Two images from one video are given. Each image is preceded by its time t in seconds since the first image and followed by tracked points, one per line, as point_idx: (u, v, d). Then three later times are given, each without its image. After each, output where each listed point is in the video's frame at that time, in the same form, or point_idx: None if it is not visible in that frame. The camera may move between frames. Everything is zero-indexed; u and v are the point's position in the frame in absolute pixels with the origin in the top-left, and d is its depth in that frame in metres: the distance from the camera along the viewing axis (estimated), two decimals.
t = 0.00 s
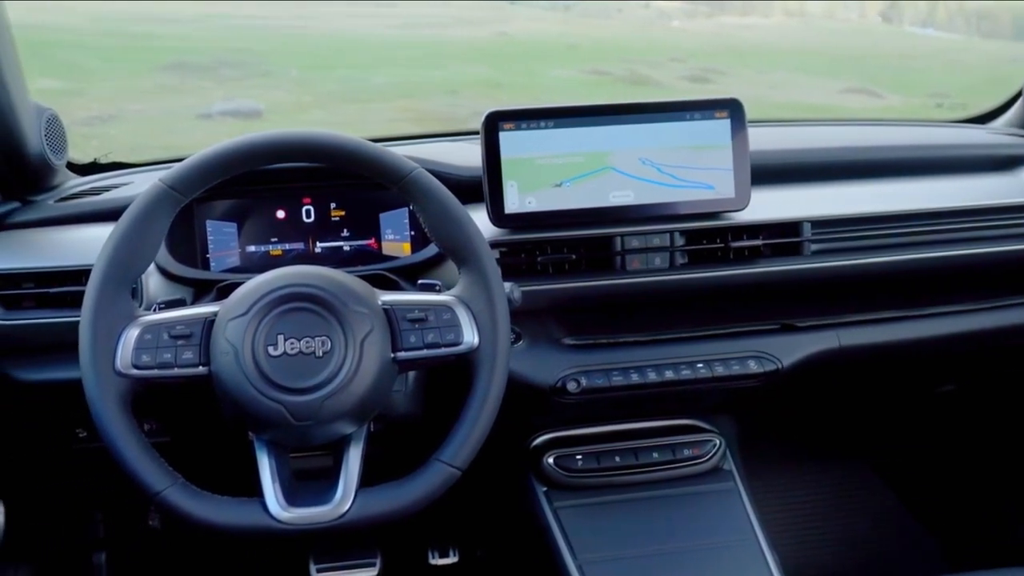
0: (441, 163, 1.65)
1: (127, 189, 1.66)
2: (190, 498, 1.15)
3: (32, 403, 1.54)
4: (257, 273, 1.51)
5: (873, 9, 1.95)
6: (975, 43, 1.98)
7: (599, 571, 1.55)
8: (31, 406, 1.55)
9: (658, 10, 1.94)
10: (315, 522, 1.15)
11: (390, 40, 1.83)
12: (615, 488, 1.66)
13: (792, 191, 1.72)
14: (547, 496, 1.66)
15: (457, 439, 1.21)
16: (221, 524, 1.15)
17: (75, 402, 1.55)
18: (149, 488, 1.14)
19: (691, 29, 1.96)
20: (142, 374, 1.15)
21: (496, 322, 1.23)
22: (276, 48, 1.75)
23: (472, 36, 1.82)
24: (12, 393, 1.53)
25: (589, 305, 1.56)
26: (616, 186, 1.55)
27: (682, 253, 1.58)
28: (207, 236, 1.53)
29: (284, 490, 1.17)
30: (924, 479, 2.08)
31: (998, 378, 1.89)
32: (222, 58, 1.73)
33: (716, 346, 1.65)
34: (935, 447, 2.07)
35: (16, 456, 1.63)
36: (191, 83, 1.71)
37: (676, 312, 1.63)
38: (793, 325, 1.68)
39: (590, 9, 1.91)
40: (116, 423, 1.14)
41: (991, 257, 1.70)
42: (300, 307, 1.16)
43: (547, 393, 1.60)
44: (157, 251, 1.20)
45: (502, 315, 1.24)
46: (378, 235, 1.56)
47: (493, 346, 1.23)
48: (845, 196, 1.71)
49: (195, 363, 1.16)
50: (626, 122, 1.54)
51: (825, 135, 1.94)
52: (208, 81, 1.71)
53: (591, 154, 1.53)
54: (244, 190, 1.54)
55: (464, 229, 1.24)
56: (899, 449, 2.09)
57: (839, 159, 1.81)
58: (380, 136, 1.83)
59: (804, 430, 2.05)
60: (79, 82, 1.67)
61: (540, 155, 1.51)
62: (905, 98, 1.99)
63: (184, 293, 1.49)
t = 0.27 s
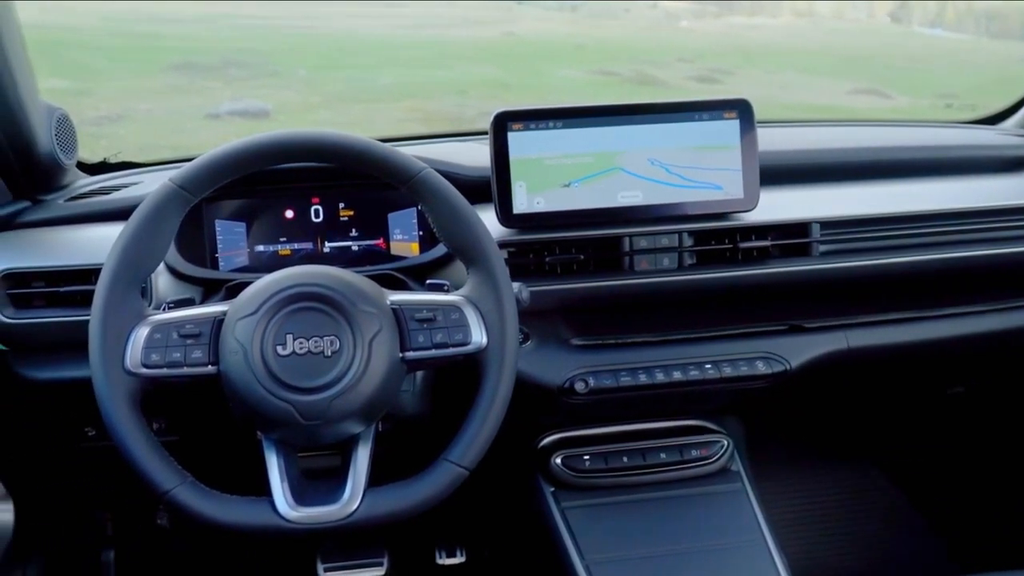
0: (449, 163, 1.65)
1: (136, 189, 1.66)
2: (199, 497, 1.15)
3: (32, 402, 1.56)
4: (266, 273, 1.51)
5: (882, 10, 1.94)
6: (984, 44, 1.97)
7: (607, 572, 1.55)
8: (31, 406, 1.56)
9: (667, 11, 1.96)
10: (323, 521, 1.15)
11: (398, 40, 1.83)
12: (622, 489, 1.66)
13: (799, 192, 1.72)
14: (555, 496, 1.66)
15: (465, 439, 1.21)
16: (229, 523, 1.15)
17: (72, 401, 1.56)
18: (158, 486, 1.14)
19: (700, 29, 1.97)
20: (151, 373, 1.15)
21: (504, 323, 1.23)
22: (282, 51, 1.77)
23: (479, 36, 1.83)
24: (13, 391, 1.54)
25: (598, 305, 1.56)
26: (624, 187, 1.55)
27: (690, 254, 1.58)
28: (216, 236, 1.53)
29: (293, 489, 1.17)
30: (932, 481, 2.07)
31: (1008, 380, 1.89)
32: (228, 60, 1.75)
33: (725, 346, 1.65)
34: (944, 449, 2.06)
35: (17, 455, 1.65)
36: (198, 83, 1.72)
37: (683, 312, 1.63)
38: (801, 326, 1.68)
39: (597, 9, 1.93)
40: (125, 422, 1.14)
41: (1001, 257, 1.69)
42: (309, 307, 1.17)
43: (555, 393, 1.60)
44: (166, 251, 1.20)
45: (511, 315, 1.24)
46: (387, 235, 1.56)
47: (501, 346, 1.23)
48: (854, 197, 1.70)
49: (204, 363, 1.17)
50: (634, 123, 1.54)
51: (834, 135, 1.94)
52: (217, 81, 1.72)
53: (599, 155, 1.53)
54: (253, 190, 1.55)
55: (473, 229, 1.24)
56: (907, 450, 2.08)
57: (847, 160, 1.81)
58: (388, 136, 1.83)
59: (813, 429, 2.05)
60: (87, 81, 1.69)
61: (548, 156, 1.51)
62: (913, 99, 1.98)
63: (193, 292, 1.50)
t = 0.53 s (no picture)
0: (456, 163, 1.65)
1: (144, 189, 1.67)
2: (206, 496, 1.15)
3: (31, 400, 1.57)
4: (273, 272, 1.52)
5: (890, 11, 1.93)
6: (993, 44, 1.97)
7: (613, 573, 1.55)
8: (31, 405, 1.58)
9: (674, 11, 1.96)
10: (330, 520, 1.15)
11: (405, 40, 1.83)
12: (629, 489, 1.66)
13: (807, 192, 1.71)
14: (561, 496, 1.66)
15: (471, 439, 1.21)
16: (236, 522, 1.15)
17: (73, 400, 1.56)
18: (165, 485, 1.14)
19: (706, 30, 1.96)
20: (159, 372, 1.16)
21: (511, 323, 1.23)
22: (290, 52, 1.78)
23: (486, 36, 1.83)
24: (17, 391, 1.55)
25: (605, 306, 1.56)
26: (631, 187, 1.55)
27: (697, 254, 1.58)
28: (224, 235, 1.53)
29: (300, 489, 1.17)
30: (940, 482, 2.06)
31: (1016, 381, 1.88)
32: (237, 59, 1.75)
33: (732, 347, 1.65)
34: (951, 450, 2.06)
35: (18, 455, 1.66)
36: (205, 84, 1.73)
37: (691, 313, 1.63)
38: (809, 327, 1.68)
39: (604, 10, 1.93)
40: (133, 421, 1.14)
41: (1008, 259, 1.69)
42: (316, 307, 1.17)
43: (562, 394, 1.60)
44: (174, 251, 1.20)
45: (518, 315, 1.24)
46: (394, 235, 1.56)
47: (508, 346, 1.23)
48: (862, 197, 1.69)
49: (211, 362, 1.17)
50: (641, 123, 1.54)
51: (841, 136, 1.93)
52: (224, 82, 1.72)
53: (606, 155, 1.53)
54: (260, 189, 1.55)
55: (480, 229, 1.24)
56: (915, 452, 2.08)
57: (854, 161, 1.81)
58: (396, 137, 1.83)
59: (820, 428, 2.05)
60: (95, 81, 1.70)
61: (556, 156, 1.51)
62: (920, 100, 1.99)
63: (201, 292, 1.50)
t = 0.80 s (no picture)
0: (464, 163, 1.66)
1: (153, 188, 1.67)
2: (215, 495, 1.15)
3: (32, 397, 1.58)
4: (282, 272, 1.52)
5: (900, 11, 1.95)
6: (1003, 45, 1.96)
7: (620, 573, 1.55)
8: (32, 405, 1.60)
9: (682, 12, 1.96)
10: (338, 520, 1.16)
11: (413, 41, 1.83)
12: (636, 490, 1.66)
13: (815, 192, 1.71)
14: (569, 497, 1.66)
15: (479, 439, 1.21)
16: (244, 521, 1.16)
17: (78, 399, 1.58)
18: (174, 484, 1.14)
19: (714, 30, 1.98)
20: (168, 371, 1.16)
21: (520, 323, 1.23)
22: (298, 51, 1.78)
23: (493, 36, 1.84)
24: (18, 392, 1.57)
25: (612, 306, 1.57)
26: (640, 187, 1.55)
27: (706, 255, 1.58)
28: (233, 234, 1.54)
29: (308, 488, 1.18)
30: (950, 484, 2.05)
31: None
32: (245, 59, 1.75)
33: (741, 347, 1.65)
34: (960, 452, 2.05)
35: (19, 458, 1.68)
36: (214, 84, 1.73)
37: (699, 314, 1.63)
38: (818, 328, 1.67)
39: (612, 10, 1.94)
40: (142, 419, 1.15)
41: (1017, 261, 1.68)
42: (325, 306, 1.17)
43: (569, 394, 1.61)
44: (184, 250, 1.21)
45: (526, 316, 1.24)
46: (403, 235, 1.56)
47: (517, 346, 1.23)
48: (871, 198, 1.69)
49: (220, 361, 1.17)
50: (649, 124, 1.54)
51: (849, 136, 1.93)
52: (232, 82, 1.72)
53: (615, 156, 1.53)
54: (269, 189, 1.56)
55: (488, 229, 1.24)
56: (924, 455, 2.07)
57: (863, 162, 1.80)
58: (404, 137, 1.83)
59: (829, 430, 2.04)
60: (104, 82, 1.71)
61: (564, 156, 1.51)
62: (929, 101, 1.96)
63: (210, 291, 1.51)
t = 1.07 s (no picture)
0: (472, 163, 1.66)
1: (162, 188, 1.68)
2: (223, 494, 1.15)
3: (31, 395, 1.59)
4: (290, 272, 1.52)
5: (908, 11, 1.92)
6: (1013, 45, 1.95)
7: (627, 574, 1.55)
8: (30, 406, 1.61)
9: (689, 12, 1.96)
10: (346, 519, 1.16)
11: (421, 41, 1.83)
12: (644, 491, 1.66)
13: (824, 193, 1.70)
14: (576, 497, 1.66)
15: (487, 439, 1.21)
16: (252, 520, 1.16)
17: (82, 399, 1.59)
18: (183, 483, 1.14)
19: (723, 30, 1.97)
20: (177, 370, 1.16)
21: (527, 323, 1.23)
22: (305, 50, 1.77)
23: (498, 36, 1.84)
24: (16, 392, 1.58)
25: (620, 307, 1.57)
26: (648, 188, 1.55)
27: (714, 256, 1.57)
28: (242, 234, 1.54)
29: (316, 488, 1.18)
30: (958, 487, 2.04)
31: None
32: (253, 60, 1.75)
33: (749, 348, 1.64)
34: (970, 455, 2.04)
35: (18, 460, 1.69)
36: (222, 85, 1.72)
37: (706, 315, 1.63)
38: (826, 329, 1.67)
39: (620, 10, 1.94)
40: (151, 418, 1.15)
41: None
42: (333, 306, 1.17)
43: (577, 395, 1.61)
44: (193, 250, 1.21)
45: (534, 316, 1.24)
46: (411, 235, 1.56)
47: (525, 346, 1.22)
48: (881, 199, 1.68)
49: (229, 360, 1.17)
50: (657, 124, 1.54)
51: (858, 137, 1.92)
52: (240, 82, 1.72)
53: (623, 156, 1.53)
54: (278, 189, 1.56)
55: (496, 229, 1.24)
56: (933, 458, 2.06)
57: (872, 162, 1.80)
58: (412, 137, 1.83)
59: (839, 431, 2.03)
60: (113, 81, 1.71)
61: (572, 157, 1.51)
62: (938, 102, 1.94)
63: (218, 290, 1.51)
